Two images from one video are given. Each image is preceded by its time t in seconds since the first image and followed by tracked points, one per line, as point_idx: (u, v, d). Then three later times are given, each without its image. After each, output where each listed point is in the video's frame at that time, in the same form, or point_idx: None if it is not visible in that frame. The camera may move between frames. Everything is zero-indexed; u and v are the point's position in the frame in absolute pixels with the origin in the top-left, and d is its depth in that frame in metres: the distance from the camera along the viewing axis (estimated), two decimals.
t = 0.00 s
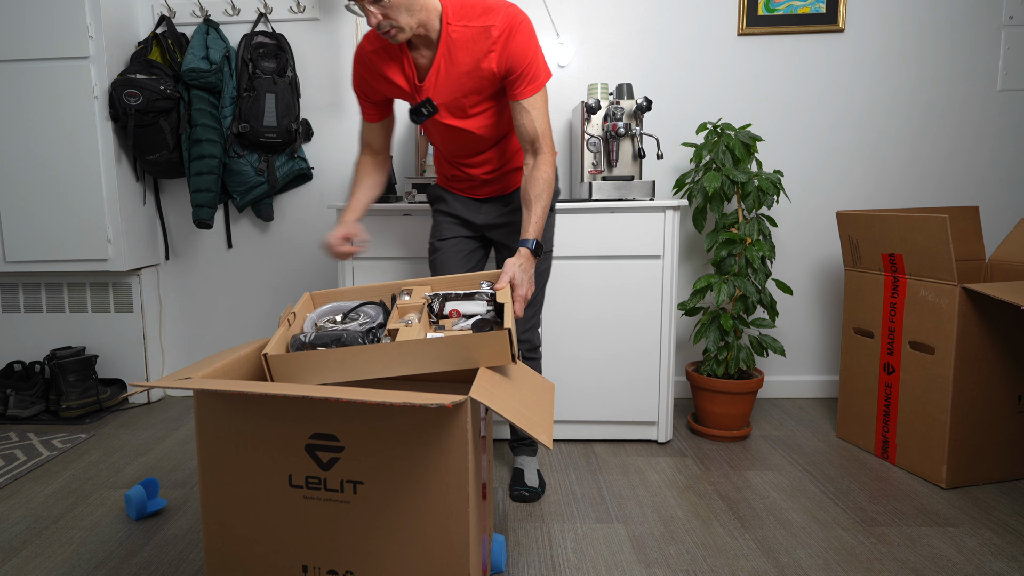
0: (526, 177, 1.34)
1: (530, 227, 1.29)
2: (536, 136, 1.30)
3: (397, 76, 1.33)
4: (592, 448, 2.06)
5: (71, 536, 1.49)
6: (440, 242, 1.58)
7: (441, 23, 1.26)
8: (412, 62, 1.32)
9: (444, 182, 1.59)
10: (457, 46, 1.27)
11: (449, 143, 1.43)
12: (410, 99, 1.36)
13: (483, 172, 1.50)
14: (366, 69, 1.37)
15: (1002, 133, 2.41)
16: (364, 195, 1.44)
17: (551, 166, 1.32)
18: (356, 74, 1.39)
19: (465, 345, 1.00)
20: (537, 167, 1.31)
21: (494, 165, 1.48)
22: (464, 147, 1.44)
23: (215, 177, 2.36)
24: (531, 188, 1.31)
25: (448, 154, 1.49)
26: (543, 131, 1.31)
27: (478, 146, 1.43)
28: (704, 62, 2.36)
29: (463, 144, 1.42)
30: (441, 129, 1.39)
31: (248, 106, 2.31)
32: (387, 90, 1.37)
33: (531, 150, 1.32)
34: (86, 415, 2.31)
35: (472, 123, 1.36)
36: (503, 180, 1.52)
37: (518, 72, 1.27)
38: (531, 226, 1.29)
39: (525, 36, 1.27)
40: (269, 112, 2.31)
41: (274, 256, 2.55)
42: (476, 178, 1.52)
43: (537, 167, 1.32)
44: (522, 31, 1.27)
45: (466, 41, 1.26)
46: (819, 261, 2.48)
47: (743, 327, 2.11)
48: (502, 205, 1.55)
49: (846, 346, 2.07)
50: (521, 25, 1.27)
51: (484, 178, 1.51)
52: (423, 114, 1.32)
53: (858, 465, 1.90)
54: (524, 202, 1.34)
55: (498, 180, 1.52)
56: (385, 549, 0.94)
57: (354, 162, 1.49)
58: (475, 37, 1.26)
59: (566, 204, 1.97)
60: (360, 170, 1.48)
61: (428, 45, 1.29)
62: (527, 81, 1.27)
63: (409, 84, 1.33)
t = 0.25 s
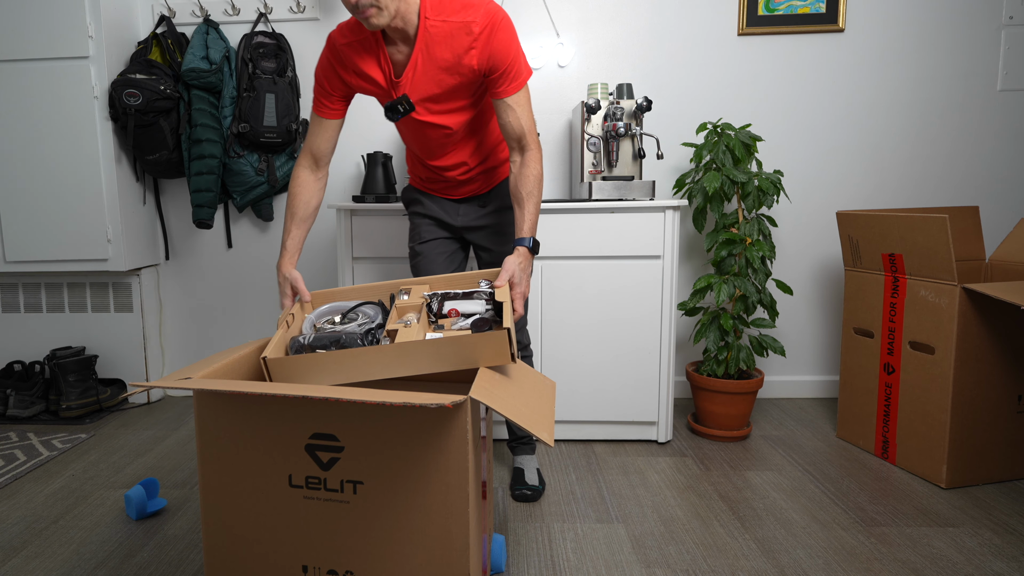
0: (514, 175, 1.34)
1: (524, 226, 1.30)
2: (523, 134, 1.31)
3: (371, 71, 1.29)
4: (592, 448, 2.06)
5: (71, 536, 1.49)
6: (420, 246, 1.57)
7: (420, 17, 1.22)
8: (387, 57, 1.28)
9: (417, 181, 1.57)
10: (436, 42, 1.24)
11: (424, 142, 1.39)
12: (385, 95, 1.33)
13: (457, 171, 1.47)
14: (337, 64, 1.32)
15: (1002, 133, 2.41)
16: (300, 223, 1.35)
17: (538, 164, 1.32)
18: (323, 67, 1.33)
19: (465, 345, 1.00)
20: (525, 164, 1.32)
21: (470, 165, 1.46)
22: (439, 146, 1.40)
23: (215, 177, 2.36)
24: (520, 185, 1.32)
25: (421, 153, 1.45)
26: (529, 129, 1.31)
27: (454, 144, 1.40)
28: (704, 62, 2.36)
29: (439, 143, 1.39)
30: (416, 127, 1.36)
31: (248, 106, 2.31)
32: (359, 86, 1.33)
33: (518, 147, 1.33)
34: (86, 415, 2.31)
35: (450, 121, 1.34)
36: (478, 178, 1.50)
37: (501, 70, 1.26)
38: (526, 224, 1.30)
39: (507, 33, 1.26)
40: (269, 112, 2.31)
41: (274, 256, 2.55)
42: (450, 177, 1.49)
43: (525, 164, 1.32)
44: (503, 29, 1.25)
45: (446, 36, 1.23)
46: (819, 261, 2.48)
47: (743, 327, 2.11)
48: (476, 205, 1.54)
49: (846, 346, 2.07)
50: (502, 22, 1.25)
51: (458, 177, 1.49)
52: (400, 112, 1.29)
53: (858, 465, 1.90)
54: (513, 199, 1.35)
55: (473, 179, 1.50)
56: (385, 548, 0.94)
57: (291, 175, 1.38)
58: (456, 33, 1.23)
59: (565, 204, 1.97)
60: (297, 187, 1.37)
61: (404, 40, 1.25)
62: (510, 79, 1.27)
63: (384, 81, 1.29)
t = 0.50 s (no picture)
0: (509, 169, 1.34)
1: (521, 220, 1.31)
2: (517, 128, 1.30)
3: (360, 64, 1.27)
4: (592, 448, 2.06)
5: (71, 536, 1.49)
6: (413, 247, 1.55)
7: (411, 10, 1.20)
8: (377, 50, 1.26)
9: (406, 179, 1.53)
10: (428, 35, 1.22)
11: (413, 136, 1.37)
12: (374, 90, 1.31)
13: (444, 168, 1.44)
14: (325, 57, 1.31)
15: (1001, 133, 2.41)
16: (311, 218, 1.39)
17: (533, 159, 1.32)
18: (310, 63, 1.33)
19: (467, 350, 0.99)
20: (521, 159, 1.32)
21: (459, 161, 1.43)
22: (428, 141, 1.38)
23: (215, 177, 2.35)
24: (517, 178, 1.32)
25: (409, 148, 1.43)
26: (524, 124, 1.31)
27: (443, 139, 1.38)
28: (705, 61, 2.36)
29: (427, 138, 1.37)
30: (404, 122, 1.34)
31: (248, 106, 2.31)
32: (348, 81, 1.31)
33: (513, 142, 1.33)
34: (86, 415, 2.30)
35: (440, 115, 1.32)
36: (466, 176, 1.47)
37: (494, 65, 1.25)
38: (523, 218, 1.31)
39: (500, 27, 1.25)
40: (269, 112, 2.31)
41: (274, 256, 2.55)
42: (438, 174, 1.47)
43: (520, 159, 1.33)
44: (496, 22, 1.24)
45: (438, 30, 1.22)
46: (819, 261, 2.48)
47: (743, 327, 2.11)
48: (464, 203, 1.51)
49: (846, 346, 2.07)
50: (495, 16, 1.24)
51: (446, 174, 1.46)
52: (389, 105, 1.26)
53: (859, 465, 1.90)
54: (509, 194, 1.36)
55: (463, 177, 1.47)
56: (385, 548, 0.94)
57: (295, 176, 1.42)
58: (448, 26, 1.22)
59: (565, 204, 1.97)
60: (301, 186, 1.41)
61: (395, 33, 1.24)
62: (504, 74, 1.26)
63: (373, 74, 1.27)
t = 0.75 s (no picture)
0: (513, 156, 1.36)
1: (525, 206, 1.30)
2: (522, 119, 1.32)
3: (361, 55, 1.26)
4: (592, 448, 2.06)
5: (71, 536, 1.49)
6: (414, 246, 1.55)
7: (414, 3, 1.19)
8: (378, 41, 1.24)
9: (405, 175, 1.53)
10: (430, 27, 1.21)
11: (412, 130, 1.36)
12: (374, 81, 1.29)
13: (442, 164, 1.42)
14: (327, 46, 1.30)
15: (1002, 132, 2.41)
16: (314, 193, 1.40)
17: (538, 148, 1.34)
18: (314, 51, 1.33)
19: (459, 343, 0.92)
20: (525, 149, 1.34)
21: (458, 159, 1.42)
22: (428, 137, 1.37)
23: (215, 177, 2.36)
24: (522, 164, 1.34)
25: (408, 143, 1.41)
26: (529, 113, 1.33)
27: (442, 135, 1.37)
28: (704, 61, 2.36)
29: (426, 132, 1.35)
30: (403, 116, 1.32)
31: (248, 106, 2.31)
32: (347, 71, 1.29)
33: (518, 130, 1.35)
34: (86, 415, 2.30)
35: (440, 109, 1.31)
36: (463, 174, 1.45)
37: (497, 59, 1.25)
38: (528, 203, 1.30)
39: (502, 22, 1.25)
40: (269, 112, 2.31)
41: (274, 256, 2.55)
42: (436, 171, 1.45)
43: (524, 150, 1.34)
44: (499, 18, 1.24)
45: (441, 22, 1.21)
46: (819, 261, 2.48)
47: (743, 327, 2.11)
48: (464, 201, 1.50)
49: (846, 346, 2.07)
50: (498, 12, 1.24)
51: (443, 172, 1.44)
52: (389, 96, 1.25)
53: (859, 465, 1.90)
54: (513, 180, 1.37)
55: (461, 175, 1.45)
56: (384, 548, 0.94)
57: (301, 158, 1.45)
58: (451, 20, 1.21)
59: (566, 204, 1.97)
60: (306, 166, 1.43)
61: (397, 25, 1.22)
62: (507, 68, 1.27)
63: (374, 64, 1.26)
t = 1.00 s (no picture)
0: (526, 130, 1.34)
1: (536, 167, 1.27)
2: (536, 91, 1.32)
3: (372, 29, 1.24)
4: (592, 448, 2.06)
5: (71, 536, 1.49)
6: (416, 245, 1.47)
7: None
8: (389, 15, 1.22)
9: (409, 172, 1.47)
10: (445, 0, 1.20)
11: (420, 110, 1.31)
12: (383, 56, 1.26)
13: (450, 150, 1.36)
14: (339, 21, 1.28)
15: (1001, 132, 2.41)
16: (322, 159, 1.41)
17: (551, 120, 1.33)
18: (327, 24, 1.31)
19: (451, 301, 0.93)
20: (537, 120, 1.33)
21: (467, 146, 1.36)
22: (437, 118, 1.32)
23: (215, 177, 2.36)
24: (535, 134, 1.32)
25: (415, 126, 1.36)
26: (543, 86, 1.32)
27: (452, 115, 1.32)
28: (704, 61, 2.36)
29: (435, 112, 1.31)
30: (413, 92, 1.28)
31: (248, 106, 2.31)
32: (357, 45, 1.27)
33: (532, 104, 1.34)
34: (86, 415, 2.30)
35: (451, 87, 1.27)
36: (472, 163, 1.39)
37: (510, 35, 1.25)
38: (536, 164, 1.27)
39: None
40: (269, 112, 2.31)
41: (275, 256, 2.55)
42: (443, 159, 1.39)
43: (536, 121, 1.33)
44: None
45: None
46: (819, 261, 2.48)
47: (743, 327, 2.11)
48: (470, 195, 1.42)
49: (846, 346, 2.07)
50: None
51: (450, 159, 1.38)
52: (401, 69, 1.21)
53: (859, 465, 1.90)
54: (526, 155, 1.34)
55: (469, 166, 1.39)
56: (384, 548, 0.94)
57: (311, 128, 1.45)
58: None
59: (566, 204, 1.97)
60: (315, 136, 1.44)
61: None
62: (520, 46, 1.27)
63: (384, 38, 1.24)
